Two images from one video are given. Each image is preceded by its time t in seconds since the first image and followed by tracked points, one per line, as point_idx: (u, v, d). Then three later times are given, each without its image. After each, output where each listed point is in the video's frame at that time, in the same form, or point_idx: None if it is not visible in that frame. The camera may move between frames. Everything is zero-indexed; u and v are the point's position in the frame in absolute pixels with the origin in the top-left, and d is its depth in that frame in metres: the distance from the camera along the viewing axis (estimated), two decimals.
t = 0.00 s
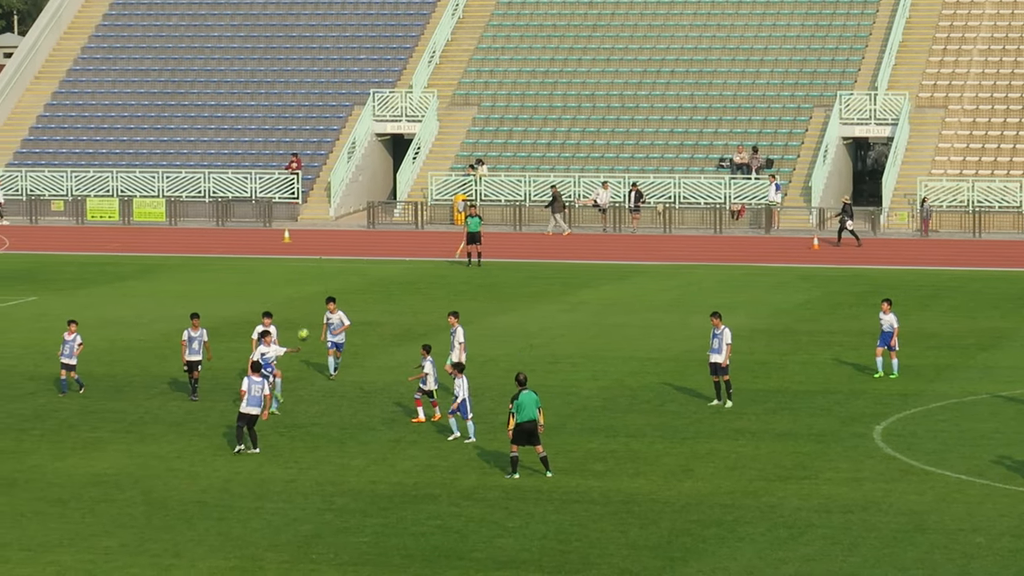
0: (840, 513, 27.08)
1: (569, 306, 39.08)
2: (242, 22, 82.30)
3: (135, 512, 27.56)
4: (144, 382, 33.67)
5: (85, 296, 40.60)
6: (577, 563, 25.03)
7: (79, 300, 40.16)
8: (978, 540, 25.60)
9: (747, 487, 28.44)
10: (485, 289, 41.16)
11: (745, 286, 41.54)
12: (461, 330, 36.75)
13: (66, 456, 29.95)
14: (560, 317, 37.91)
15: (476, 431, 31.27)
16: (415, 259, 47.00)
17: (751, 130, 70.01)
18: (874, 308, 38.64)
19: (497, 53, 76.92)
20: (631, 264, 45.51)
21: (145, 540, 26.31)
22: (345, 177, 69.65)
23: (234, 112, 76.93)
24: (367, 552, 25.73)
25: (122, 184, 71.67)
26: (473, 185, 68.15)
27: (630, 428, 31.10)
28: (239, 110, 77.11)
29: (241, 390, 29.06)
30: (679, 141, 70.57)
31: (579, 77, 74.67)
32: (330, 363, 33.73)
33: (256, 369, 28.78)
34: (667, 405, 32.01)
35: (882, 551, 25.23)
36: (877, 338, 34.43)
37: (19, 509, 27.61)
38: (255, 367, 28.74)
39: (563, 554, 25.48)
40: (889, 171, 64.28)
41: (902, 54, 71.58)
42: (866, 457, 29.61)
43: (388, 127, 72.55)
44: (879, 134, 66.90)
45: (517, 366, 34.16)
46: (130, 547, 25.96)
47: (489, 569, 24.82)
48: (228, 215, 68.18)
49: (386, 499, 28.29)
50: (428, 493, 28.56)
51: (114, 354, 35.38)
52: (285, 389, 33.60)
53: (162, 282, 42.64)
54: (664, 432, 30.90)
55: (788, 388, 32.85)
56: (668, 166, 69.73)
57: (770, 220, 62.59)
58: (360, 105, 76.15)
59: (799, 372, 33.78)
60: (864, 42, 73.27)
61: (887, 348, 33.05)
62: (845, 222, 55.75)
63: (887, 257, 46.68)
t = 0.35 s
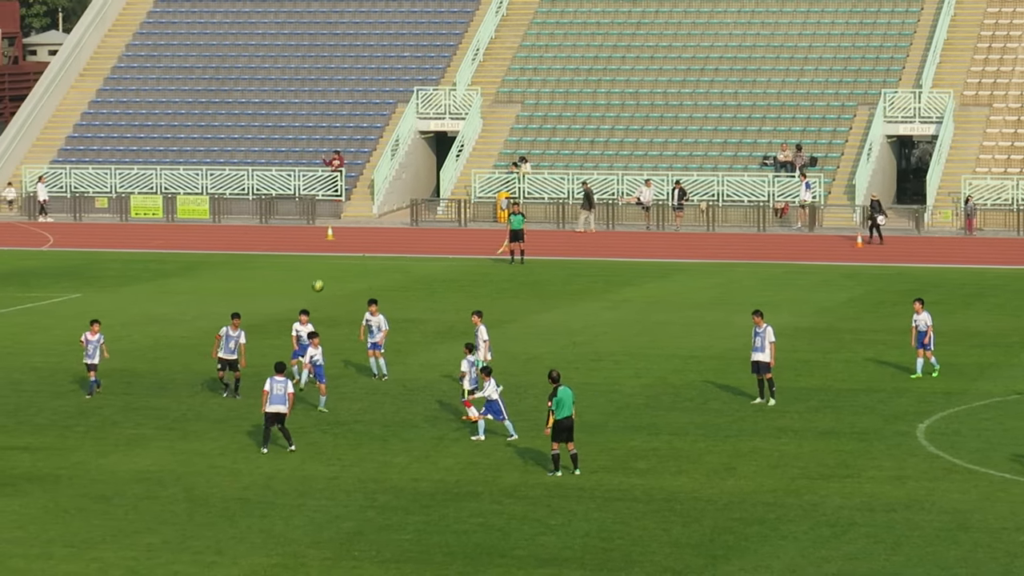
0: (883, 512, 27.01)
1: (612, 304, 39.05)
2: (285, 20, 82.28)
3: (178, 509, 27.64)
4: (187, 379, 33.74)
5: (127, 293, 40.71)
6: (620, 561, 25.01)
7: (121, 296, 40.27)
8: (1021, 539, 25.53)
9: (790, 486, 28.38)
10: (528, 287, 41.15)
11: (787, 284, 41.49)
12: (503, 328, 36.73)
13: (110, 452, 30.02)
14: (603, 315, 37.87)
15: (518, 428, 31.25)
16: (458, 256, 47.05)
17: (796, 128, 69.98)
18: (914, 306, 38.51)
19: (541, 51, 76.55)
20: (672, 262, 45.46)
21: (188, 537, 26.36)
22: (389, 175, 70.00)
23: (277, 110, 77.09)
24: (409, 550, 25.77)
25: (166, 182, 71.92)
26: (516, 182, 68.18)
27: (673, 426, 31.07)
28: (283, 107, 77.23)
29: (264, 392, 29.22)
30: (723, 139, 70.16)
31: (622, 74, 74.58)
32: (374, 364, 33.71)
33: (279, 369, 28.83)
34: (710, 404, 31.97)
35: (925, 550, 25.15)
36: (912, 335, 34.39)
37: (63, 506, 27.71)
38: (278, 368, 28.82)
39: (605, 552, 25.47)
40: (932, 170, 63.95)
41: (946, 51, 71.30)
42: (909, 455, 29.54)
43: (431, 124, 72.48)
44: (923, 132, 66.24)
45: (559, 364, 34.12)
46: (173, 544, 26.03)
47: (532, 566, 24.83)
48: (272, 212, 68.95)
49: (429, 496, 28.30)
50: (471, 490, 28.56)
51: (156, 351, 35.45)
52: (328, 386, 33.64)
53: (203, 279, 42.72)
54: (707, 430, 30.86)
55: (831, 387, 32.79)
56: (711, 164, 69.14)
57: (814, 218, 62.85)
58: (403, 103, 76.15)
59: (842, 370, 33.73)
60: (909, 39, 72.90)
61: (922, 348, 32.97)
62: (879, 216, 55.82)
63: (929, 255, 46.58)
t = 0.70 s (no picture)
0: (915, 510, 26.95)
1: (644, 301, 39.05)
2: (317, 17, 82.42)
3: (211, 506, 27.67)
4: (219, 376, 33.78)
5: (159, 290, 40.80)
6: (652, 558, 24.98)
7: (153, 293, 40.35)
8: None
9: (822, 483, 28.33)
10: (560, 285, 41.16)
11: (818, 281, 41.46)
12: (535, 325, 36.71)
13: (143, 449, 30.06)
14: (634, 313, 37.86)
15: (550, 425, 31.22)
16: (489, 253, 47.09)
17: (828, 126, 69.75)
18: (945, 304, 38.42)
19: (574, 47, 76.80)
20: (704, 259, 45.45)
21: (220, 534, 26.39)
22: (421, 172, 70.08)
23: (310, 107, 77.32)
24: (442, 547, 25.77)
25: (198, 179, 72.23)
26: (549, 179, 68.12)
27: (705, 423, 31.03)
28: (315, 105, 77.45)
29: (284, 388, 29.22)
30: (754, 136, 70.04)
31: (655, 71, 74.76)
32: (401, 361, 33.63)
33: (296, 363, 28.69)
34: (742, 402, 31.94)
35: (958, 547, 25.07)
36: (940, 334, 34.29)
37: (95, 502, 27.75)
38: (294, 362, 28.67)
39: (637, 549, 25.44)
40: (965, 167, 63.81)
41: (979, 47, 71.25)
42: (942, 452, 29.46)
43: (464, 121, 72.76)
44: (956, 129, 66.28)
45: (592, 361, 34.09)
46: (205, 540, 26.06)
47: (564, 564, 24.82)
48: (304, 210, 68.24)
49: (461, 493, 28.29)
50: (503, 488, 28.55)
51: (188, 348, 35.51)
52: (361, 382, 33.68)
53: (234, 276, 42.80)
54: (740, 427, 30.83)
55: (863, 384, 32.75)
56: (743, 161, 69.13)
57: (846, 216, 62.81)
58: (436, 100, 76.20)
59: (874, 368, 33.68)
60: (941, 37, 72.99)
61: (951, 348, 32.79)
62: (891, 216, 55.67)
63: (961, 254, 46.49)
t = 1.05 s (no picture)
0: (941, 509, 26.89)
1: (669, 300, 39.06)
2: (344, 15, 82.39)
3: (236, 504, 27.67)
4: (246, 375, 33.80)
5: (184, 289, 40.83)
6: (678, 557, 24.95)
7: (177, 292, 40.37)
8: None
9: (848, 483, 28.28)
10: (585, 284, 41.19)
11: (841, 281, 41.46)
12: (561, 325, 36.70)
13: (169, 447, 30.08)
14: (659, 312, 37.84)
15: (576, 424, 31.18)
16: (515, 253, 47.08)
17: (854, 126, 69.68)
18: (968, 304, 38.34)
19: (600, 46, 76.92)
20: (728, 258, 45.48)
21: (246, 533, 26.39)
22: (447, 171, 70.36)
23: (336, 106, 77.26)
24: (467, 546, 25.76)
25: (225, 178, 72.47)
26: (574, 179, 68.14)
27: (732, 423, 31.02)
28: (342, 103, 77.46)
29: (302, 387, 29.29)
30: (780, 136, 70.07)
31: (681, 71, 74.74)
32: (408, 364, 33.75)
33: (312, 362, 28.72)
34: (768, 401, 31.93)
35: (984, 547, 24.99)
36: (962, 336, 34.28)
37: (121, 501, 27.77)
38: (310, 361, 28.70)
39: (663, 549, 25.40)
40: (992, 167, 63.67)
41: (1005, 46, 71.26)
42: (968, 452, 29.37)
43: (490, 120, 72.94)
44: (982, 128, 66.02)
45: (618, 361, 34.08)
46: (231, 539, 26.06)
47: (589, 563, 24.79)
48: (330, 209, 67.99)
49: (486, 493, 28.26)
50: (529, 487, 28.52)
51: (214, 346, 35.53)
52: (387, 382, 33.68)
53: (260, 274, 42.84)
54: (766, 427, 30.81)
55: (890, 385, 32.73)
56: (769, 160, 69.10)
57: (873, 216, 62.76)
58: (462, 99, 76.16)
59: (901, 368, 33.66)
60: (967, 37, 72.96)
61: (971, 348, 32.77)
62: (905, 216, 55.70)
63: (986, 254, 46.41)
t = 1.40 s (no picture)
0: (962, 509, 26.84)
1: (689, 300, 39.05)
2: (365, 15, 82.45)
3: (257, 504, 27.67)
4: (266, 375, 33.82)
5: (203, 288, 40.85)
6: (699, 557, 24.92)
7: (196, 291, 40.41)
8: None
9: (869, 482, 28.23)
10: (606, 283, 41.18)
11: (859, 281, 41.43)
12: (582, 324, 36.69)
13: (190, 447, 30.09)
14: (679, 312, 37.82)
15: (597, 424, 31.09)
16: (536, 253, 47.09)
17: (875, 125, 69.55)
18: (988, 304, 38.27)
19: (620, 46, 77.03)
20: (748, 258, 45.48)
21: (267, 532, 26.39)
22: (468, 171, 70.35)
23: (357, 105, 77.21)
24: (488, 546, 25.74)
25: (246, 177, 72.49)
26: (595, 178, 68.21)
27: (752, 422, 31.00)
28: (363, 102, 77.39)
29: (315, 387, 29.40)
30: (800, 135, 70.06)
31: (701, 71, 74.66)
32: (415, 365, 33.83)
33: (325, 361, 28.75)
34: (789, 401, 31.92)
35: (1005, 548, 24.93)
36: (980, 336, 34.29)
37: (142, 500, 27.78)
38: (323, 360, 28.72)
39: (684, 549, 25.37)
40: (1014, 166, 63.51)
41: None
42: (989, 452, 29.31)
43: (510, 120, 73.01)
44: (1003, 128, 65.85)
45: (639, 361, 34.05)
46: (252, 538, 26.07)
47: (610, 563, 24.77)
48: (351, 208, 68.73)
49: (506, 492, 28.23)
50: (550, 487, 28.50)
51: (234, 346, 35.56)
52: (407, 381, 33.69)
53: (281, 274, 42.85)
54: (786, 427, 30.77)
55: (911, 385, 32.71)
56: (790, 160, 69.03)
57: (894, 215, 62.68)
58: (483, 98, 76.18)
59: (921, 368, 33.67)
60: (988, 36, 72.89)
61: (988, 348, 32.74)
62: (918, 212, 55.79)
63: (1007, 254, 46.34)
